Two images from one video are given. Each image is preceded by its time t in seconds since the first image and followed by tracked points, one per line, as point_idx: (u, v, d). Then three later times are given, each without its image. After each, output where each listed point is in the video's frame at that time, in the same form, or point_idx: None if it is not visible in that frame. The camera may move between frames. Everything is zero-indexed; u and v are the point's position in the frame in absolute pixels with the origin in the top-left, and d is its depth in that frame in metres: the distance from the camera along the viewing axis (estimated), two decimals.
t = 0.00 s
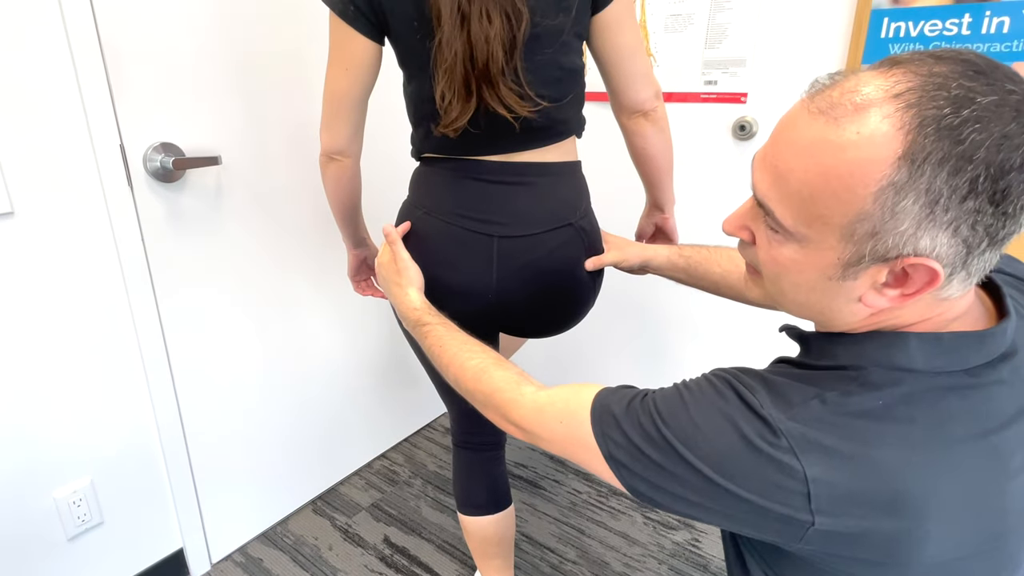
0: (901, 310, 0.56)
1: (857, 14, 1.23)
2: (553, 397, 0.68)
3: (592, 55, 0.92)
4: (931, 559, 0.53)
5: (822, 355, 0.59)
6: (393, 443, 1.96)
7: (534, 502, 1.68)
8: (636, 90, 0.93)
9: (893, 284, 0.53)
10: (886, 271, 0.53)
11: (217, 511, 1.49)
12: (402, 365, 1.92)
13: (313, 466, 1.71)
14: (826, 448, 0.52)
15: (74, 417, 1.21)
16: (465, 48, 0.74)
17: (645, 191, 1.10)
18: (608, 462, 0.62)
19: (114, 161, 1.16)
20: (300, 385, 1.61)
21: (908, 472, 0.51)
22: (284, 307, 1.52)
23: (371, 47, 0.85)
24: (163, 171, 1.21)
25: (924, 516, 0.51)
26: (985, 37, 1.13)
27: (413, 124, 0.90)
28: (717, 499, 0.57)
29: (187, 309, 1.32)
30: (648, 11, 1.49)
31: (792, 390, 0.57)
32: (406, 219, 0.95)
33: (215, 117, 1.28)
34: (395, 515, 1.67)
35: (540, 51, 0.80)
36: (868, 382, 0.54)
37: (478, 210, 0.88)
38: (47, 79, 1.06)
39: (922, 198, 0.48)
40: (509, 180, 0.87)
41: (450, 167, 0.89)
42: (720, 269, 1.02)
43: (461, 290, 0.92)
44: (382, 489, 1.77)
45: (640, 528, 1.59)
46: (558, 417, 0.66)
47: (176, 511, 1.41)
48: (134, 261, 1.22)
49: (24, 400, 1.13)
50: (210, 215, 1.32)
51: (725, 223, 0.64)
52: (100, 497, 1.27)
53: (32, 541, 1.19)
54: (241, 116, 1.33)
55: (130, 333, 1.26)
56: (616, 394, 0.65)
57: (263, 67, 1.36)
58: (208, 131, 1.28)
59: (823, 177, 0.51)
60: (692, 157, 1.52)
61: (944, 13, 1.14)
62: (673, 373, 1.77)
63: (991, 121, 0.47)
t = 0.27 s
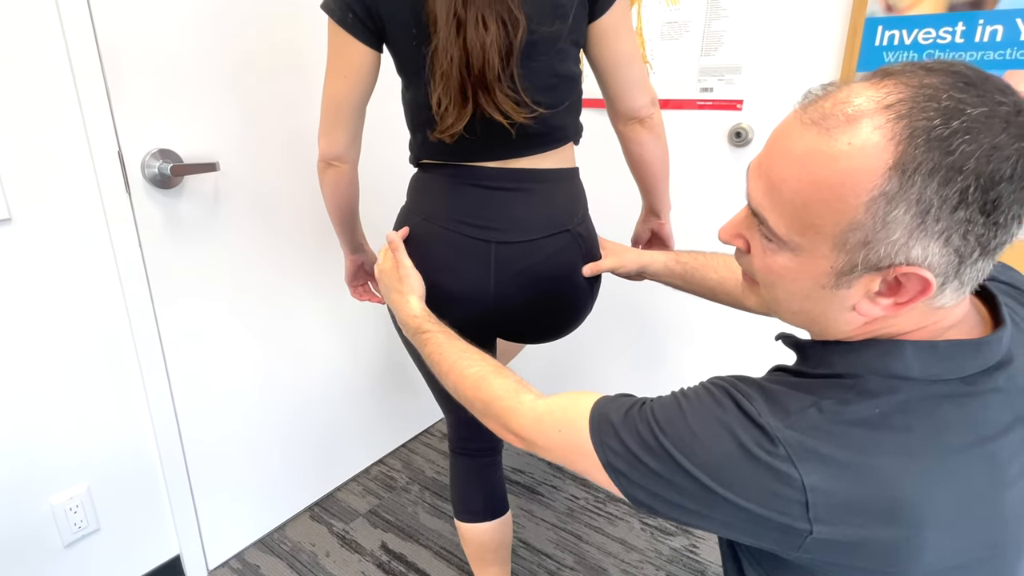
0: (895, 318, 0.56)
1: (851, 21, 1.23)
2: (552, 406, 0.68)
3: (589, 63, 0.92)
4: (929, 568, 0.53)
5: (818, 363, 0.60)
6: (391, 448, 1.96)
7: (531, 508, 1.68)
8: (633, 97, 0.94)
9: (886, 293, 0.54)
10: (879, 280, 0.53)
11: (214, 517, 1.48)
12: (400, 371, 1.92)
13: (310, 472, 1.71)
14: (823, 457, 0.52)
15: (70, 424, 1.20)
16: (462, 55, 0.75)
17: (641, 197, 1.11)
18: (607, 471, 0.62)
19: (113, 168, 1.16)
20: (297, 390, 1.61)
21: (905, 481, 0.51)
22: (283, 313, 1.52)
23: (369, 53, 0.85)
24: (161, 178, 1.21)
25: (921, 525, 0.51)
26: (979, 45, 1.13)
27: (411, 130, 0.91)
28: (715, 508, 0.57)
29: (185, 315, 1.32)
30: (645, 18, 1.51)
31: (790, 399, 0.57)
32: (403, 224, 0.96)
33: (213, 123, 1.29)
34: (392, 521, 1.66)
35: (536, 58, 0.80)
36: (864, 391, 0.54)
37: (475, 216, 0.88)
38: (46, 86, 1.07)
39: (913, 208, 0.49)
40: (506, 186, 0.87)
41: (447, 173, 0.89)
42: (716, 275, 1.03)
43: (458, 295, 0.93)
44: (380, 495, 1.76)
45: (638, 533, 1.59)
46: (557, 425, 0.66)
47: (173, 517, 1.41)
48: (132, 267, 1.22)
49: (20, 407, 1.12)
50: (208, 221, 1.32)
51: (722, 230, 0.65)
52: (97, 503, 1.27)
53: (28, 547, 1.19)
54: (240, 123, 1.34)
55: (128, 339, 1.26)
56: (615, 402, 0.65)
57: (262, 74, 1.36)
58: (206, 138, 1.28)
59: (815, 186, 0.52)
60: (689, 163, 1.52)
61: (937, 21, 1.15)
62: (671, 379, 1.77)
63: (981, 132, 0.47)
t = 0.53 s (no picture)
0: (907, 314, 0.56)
1: (845, 29, 1.24)
2: (566, 442, 0.64)
3: (586, 71, 0.93)
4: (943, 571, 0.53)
5: (824, 369, 0.59)
6: (388, 454, 1.96)
7: (529, 513, 1.68)
8: (631, 105, 0.94)
9: (902, 286, 0.53)
10: (894, 273, 0.52)
11: (211, 523, 1.48)
12: (397, 376, 1.92)
13: (308, 477, 1.71)
14: (840, 465, 0.51)
15: (67, 430, 1.20)
16: (465, 63, 0.75)
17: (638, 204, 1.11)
18: (623, 500, 0.60)
19: (110, 173, 1.16)
20: (295, 396, 1.61)
21: (922, 482, 0.51)
22: (280, 319, 1.52)
23: (369, 62, 0.86)
24: (159, 183, 1.22)
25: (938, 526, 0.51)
26: (972, 53, 1.14)
27: (411, 137, 0.91)
28: (733, 525, 0.56)
29: (182, 321, 1.32)
30: (641, 25, 1.51)
31: (801, 408, 0.55)
32: (401, 231, 0.96)
33: (211, 130, 1.29)
34: (390, 527, 1.66)
35: (537, 67, 0.81)
36: (876, 395, 0.54)
37: (474, 223, 0.89)
38: (44, 91, 1.07)
39: (925, 194, 0.49)
40: (505, 194, 0.88)
41: (447, 180, 0.89)
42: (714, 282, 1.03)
43: (456, 302, 0.93)
44: (377, 500, 1.76)
45: (636, 539, 1.59)
46: (569, 458, 0.63)
47: (170, 523, 1.40)
48: (129, 272, 1.22)
49: (18, 413, 1.12)
50: (206, 226, 1.32)
51: (725, 240, 0.65)
52: (93, 509, 1.27)
53: (24, 553, 1.18)
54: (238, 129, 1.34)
55: (125, 345, 1.26)
56: (623, 429, 0.62)
57: (260, 81, 1.37)
58: (204, 144, 1.28)
59: (827, 180, 0.51)
60: (686, 169, 1.53)
61: (931, 29, 1.16)
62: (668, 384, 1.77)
63: (979, 118, 0.49)
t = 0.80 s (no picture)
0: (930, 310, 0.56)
1: (840, 34, 1.25)
2: (577, 483, 0.64)
3: (584, 74, 0.93)
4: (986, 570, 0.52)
5: (839, 378, 0.58)
6: (387, 458, 1.96)
7: (527, 517, 1.68)
8: (629, 108, 0.95)
9: (927, 275, 0.53)
10: (920, 262, 0.52)
11: (210, 527, 1.48)
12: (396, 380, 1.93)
13: (306, 481, 1.71)
14: (874, 475, 0.50)
15: (65, 434, 1.20)
16: (460, 69, 0.76)
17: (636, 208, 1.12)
18: (649, 536, 0.59)
19: (108, 178, 1.16)
20: (294, 401, 1.61)
21: (952, 487, 0.50)
22: (279, 323, 1.53)
23: (366, 66, 0.86)
24: (158, 188, 1.22)
25: (971, 531, 0.50)
26: (965, 59, 1.14)
27: (409, 141, 0.92)
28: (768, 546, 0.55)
29: (180, 325, 1.32)
30: (638, 31, 1.53)
31: (827, 419, 0.54)
32: (400, 236, 0.96)
33: (211, 134, 1.30)
34: (388, 531, 1.66)
35: (532, 72, 0.82)
36: (900, 401, 0.52)
37: (474, 227, 0.89)
38: (42, 96, 1.07)
39: (940, 175, 0.50)
40: (503, 197, 0.88)
41: (445, 184, 0.90)
42: (711, 287, 1.04)
43: (455, 305, 0.93)
44: (375, 504, 1.76)
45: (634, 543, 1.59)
46: (586, 505, 0.62)
47: (168, 527, 1.40)
48: (127, 277, 1.22)
49: (16, 417, 1.12)
50: (204, 231, 1.32)
51: (736, 273, 0.61)
52: (90, 513, 1.27)
53: (21, 558, 1.18)
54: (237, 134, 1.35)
55: (123, 349, 1.26)
56: (641, 458, 0.62)
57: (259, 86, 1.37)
58: (202, 148, 1.29)
59: (853, 176, 0.50)
60: (683, 174, 1.54)
61: (924, 35, 1.17)
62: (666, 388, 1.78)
63: (957, 105, 0.53)
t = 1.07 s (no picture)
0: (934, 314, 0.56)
1: (837, 38, 1.25)
2: (581, 501, 0.61)
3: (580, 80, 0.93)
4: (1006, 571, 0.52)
5: (849, 384, 0.58)
6: (386, 462, 1.96)
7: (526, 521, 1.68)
8: (625, 115, 0.95)
9: (934, 279, 0.53)
10: (927, 265, 0.52)
11: (208, 531, 1.48)
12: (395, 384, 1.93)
13: (305, 485, 1.70)
14: (892, 482, 0.49)
15: (63, 438, 1.20)
16: (463, 72, 0.76)
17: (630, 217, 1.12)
18: (660, 552, 0.57)
19: (107, 181, 1.16)
20: (291, 404, 1.61)
21: (968, 493, 0.49)
22: (277, 327, 1.53)
23: (366, 69, 0.86)
24: (156, 191, 1.22)
25: (988, 537, 0.50)
26: (961, 62, 1.14)
27: (408, 144, 0.91)
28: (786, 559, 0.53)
29: (179, 328, 1.32)
30: (636, 35, 1.53)
31: (842, 426, 0.53)
32: (397, 240, 0.96)
33: (210, 138, 1.30)
34: (387, 535, 1.66)
35: (533, 76, 0.82)
36: (912, 406, 0.52)
37: (472, 231, 0.89)
38: (41, 99, 1.07)
39: (950, 179, 0.50)
40: (501, 201, 0.88)
41: (444, 188, 0.90)
42: (706, 293, 1.04)
43: (452, 309, 0.93)
44: (374, 508, 1.76)
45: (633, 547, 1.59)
46: (591, 518, 0.60)
47: (165, 530, 1.40)
48: (125, 279, 1.22)
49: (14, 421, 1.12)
50: (203, 234, 1.32)
51: (739, 269, 0.61)
52: (88, 517, 1.27)
53: (18, 562, 1.18)
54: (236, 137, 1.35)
55: (121, 352, 1.26)
56: (648, 471, 0.59)
57: (259, 90, 1.37)
58: (201, 152, 1.29)
59: (862, 177, 0.50)
60: (682, 177, 1.54)
61: (921, 39, 1.17)
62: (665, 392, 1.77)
63: (972, 109, 0.52)
